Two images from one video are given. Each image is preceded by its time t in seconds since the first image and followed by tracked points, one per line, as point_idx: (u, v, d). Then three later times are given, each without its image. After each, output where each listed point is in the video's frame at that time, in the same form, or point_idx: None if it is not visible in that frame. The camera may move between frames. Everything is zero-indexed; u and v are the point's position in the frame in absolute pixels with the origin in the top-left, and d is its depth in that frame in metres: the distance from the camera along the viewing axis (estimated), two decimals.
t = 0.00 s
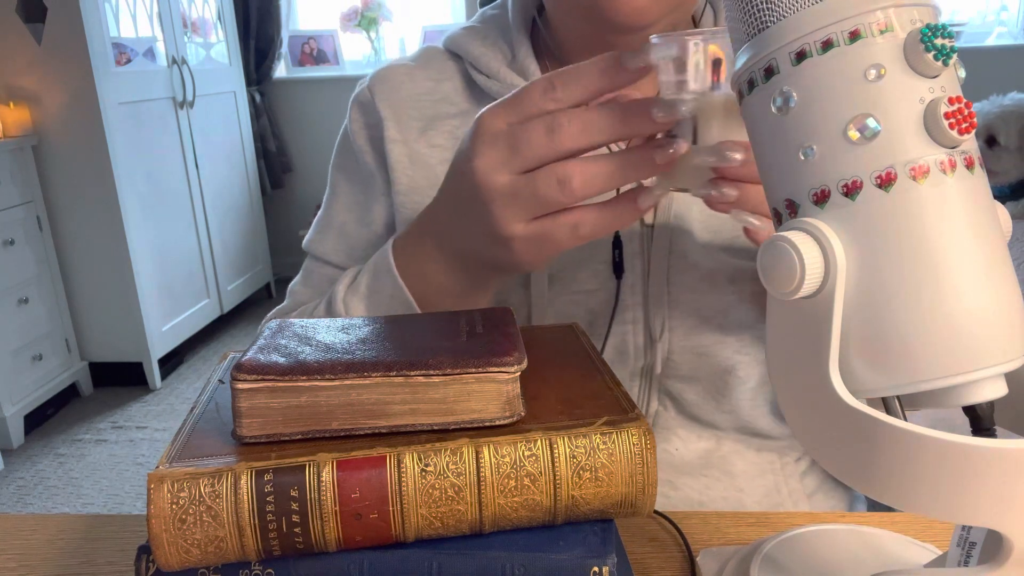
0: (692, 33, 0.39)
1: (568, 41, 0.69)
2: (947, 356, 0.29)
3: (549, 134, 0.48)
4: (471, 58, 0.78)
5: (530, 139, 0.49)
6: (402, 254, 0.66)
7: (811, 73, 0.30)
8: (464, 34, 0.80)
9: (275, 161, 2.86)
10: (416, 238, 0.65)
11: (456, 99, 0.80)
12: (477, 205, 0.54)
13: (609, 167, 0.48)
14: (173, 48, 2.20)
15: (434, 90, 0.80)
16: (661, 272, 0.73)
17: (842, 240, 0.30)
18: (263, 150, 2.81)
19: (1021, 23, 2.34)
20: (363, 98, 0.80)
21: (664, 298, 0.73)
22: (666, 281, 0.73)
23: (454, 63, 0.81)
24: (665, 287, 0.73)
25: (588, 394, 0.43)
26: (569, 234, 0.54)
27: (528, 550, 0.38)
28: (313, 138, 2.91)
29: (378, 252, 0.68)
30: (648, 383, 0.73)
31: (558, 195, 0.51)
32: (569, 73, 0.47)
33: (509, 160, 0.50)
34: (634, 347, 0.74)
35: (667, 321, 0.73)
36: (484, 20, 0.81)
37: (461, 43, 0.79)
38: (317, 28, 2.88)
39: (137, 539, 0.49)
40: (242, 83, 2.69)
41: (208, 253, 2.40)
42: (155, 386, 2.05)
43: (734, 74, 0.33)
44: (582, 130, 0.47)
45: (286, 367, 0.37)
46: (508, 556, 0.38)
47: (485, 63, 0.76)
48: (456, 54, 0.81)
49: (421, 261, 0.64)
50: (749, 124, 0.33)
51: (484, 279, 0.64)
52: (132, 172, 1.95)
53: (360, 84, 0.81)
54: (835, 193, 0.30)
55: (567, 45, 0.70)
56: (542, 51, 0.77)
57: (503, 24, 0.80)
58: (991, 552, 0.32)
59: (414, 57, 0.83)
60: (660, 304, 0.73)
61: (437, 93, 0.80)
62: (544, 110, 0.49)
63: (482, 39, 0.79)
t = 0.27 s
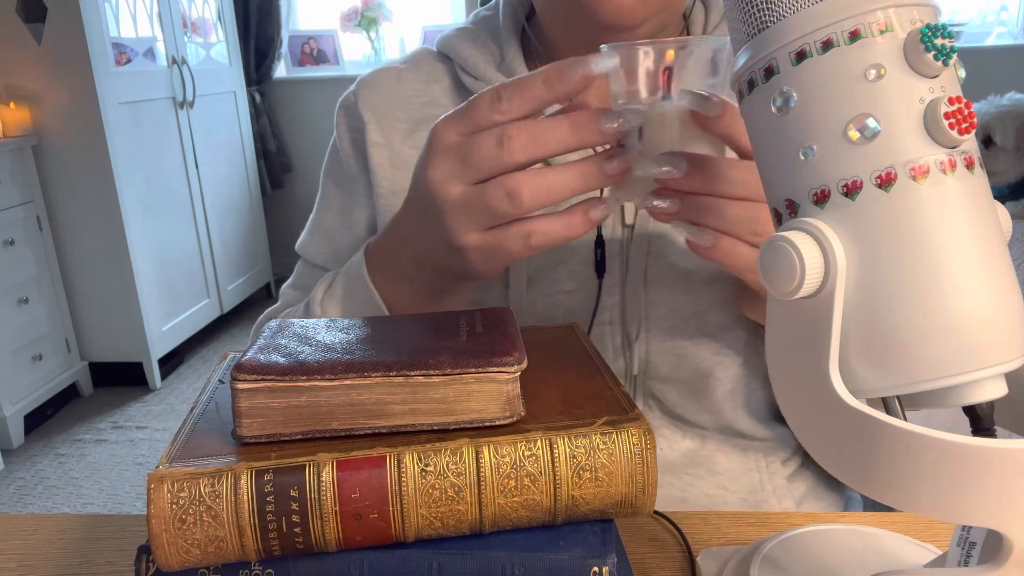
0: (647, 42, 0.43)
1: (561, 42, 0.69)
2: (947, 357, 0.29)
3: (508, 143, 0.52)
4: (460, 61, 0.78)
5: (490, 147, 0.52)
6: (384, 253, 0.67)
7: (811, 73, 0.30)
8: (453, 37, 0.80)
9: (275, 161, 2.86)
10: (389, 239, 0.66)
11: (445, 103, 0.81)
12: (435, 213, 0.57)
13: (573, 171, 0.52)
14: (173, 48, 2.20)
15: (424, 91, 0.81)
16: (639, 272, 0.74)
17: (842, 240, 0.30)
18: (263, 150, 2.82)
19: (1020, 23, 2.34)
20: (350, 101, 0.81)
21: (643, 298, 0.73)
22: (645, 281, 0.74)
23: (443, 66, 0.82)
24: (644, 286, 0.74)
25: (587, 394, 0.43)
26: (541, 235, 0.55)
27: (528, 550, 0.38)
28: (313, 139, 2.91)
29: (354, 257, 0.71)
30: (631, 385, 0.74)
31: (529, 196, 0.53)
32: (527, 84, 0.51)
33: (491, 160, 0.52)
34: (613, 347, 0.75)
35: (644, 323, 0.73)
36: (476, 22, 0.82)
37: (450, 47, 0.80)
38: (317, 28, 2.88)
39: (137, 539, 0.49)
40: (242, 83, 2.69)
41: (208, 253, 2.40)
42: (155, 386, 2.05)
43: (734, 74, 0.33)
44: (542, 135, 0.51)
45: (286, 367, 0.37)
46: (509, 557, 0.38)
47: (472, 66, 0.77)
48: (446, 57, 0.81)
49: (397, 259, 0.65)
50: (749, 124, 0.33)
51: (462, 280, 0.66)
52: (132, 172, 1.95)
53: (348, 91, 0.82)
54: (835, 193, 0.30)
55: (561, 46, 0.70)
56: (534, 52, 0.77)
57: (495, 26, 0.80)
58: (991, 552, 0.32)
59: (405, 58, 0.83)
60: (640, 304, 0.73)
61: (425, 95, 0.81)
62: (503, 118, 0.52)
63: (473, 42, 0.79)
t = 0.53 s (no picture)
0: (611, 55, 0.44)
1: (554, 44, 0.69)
2: (947, 357, 0.29)
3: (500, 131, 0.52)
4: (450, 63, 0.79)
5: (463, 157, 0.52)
6: (361, 257, 0.66)
7: (811, 73, 0.30)
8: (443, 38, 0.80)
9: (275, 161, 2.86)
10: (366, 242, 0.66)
11: (435, 104, 0.81)
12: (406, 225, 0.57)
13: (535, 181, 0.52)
14: (173, 48, 2.20)
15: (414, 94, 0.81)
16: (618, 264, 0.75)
17: (843, 240, 0.30)
18: (263, 150, 2.82)
19: (1020, 23, 2.34)
20: (338, 105, 0.81)
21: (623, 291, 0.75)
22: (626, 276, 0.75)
23: (434, 67, 0.82)
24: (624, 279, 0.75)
25: (586, 394, 0.43)
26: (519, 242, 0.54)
27: (528, 550, 0.38)
28: (313, 139, 2.91)
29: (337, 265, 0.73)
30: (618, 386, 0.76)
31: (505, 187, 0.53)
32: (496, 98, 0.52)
33: (470, 172, 0.52)
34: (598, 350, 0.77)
35: (626, 324, 0.75)
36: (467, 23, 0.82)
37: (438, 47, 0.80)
38: (317, 28, 2.88)
39: (136, 540, 0.49)
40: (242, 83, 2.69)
41: (208, 253, 2.40)
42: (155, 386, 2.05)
43: (734, 73, 0.33)
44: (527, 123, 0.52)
45: (286, 367, 0.37)
46: (509, 557, 0.38)
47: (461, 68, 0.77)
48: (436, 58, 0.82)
49: (375, 263, 0.65)
50: (749, 124, 0.33)
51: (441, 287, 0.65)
52: (132, 172, 1.95)
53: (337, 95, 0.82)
54: (835, 193, 0.30)
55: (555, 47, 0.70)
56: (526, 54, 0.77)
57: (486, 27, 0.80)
58: (992, 552, 0.32)
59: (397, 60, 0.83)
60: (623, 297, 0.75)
61: (416, 97, 0.81)
62: (475, 132, 0.53)
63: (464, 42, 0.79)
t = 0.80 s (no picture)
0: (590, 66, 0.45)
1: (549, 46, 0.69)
2: (947, 357, 0.29)
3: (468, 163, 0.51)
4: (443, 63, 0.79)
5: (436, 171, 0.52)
6: (350, 259, 0.66)
7: (812, 73, 0.30)
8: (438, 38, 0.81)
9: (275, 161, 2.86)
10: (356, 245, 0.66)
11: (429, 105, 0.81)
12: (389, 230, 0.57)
13: (511, 193, 0.52)
14: (173, 48, 2.20)
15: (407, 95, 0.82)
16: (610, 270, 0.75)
17: (843, 240, 0.30)
18: (263, 150, 2.82)
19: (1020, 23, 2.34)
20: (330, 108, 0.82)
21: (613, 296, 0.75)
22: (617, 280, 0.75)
23: (430, 67, 0.82)
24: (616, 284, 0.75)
25: (586, 394, 0.43)
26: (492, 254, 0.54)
27: (528, 550, 0.38)
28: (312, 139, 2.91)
29: (325, 270, 0.73)
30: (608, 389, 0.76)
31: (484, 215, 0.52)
32: (474, 106, 0.51)
33: (445, 183, 0.52)
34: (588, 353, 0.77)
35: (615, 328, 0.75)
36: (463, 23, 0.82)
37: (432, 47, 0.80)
38: (317, 28, 2.88)
39: (136, 540, 0.49)
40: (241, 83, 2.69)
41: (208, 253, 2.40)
42: (155, 386, 2.05)
43: (734, 73, 0.33)
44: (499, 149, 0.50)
45: (286, 367, 0.37)
46: (509, 557, 0.38)
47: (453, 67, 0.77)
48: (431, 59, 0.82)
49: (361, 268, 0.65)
50: (750, 124, 0.33)
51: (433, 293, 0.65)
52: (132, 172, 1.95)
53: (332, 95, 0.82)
54: (835, 193, 0.30)
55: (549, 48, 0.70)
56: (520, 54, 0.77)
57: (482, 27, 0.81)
58: (992, 552, 0.32)
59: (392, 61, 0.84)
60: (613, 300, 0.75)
61: (410, 98, 0.81)
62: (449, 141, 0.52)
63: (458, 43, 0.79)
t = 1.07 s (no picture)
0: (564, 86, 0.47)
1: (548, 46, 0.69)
2: (947, 358, 0.29)
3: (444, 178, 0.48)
4: (445, 62, 0.79)
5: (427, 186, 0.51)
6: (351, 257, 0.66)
7: (812, 72, 0.30)
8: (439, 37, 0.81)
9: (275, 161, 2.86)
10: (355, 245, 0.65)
11: (428, 103, 0.81)
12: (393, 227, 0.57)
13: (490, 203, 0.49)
14: (173, 48, 2.20)
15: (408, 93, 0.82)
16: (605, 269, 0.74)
17: (842, 240, 0.30)
18: (263, 150, 2.82)
19: (1020, 23, 2.34)
20: (334, 102, 0.82)
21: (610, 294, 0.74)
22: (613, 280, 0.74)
23: (430, 65, 0.82)
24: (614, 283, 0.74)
25: (586, 393, 0.43)
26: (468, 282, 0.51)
27: (528, 550, 0.38)
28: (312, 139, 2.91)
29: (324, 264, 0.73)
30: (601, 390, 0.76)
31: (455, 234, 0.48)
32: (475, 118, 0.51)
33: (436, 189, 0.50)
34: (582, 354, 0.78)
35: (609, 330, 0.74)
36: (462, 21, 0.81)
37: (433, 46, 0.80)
38: (317, 28, 2.88)
39: (136, 540, 0.49)
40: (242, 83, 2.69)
41: (208, 253, 2.40)
42: (155, 386, 2.05)
43: (734, 73, 0.33)
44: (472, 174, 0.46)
45: (286, 367, 0.37)
46: (509, 557, 0.38)
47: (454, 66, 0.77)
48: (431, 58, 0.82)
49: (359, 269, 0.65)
50: (750, 124, 0.33)
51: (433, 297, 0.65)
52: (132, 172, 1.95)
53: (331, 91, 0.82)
54: (835, 193, 0.30)
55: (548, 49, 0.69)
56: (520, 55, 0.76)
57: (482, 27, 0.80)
58: (992, 552, 0.32)
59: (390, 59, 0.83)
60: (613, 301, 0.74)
61: (410, 96, 0.81)
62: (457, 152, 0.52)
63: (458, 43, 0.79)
